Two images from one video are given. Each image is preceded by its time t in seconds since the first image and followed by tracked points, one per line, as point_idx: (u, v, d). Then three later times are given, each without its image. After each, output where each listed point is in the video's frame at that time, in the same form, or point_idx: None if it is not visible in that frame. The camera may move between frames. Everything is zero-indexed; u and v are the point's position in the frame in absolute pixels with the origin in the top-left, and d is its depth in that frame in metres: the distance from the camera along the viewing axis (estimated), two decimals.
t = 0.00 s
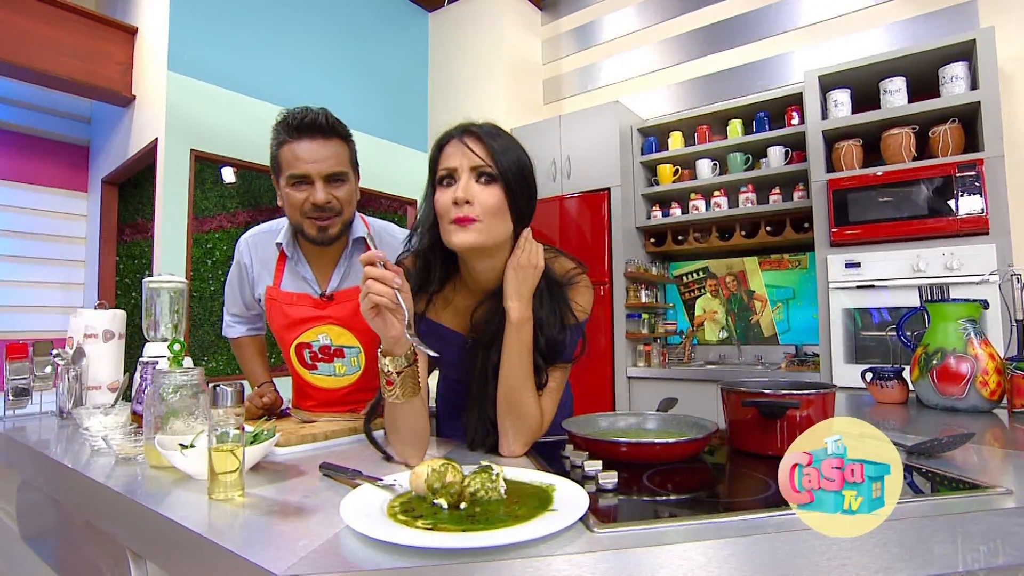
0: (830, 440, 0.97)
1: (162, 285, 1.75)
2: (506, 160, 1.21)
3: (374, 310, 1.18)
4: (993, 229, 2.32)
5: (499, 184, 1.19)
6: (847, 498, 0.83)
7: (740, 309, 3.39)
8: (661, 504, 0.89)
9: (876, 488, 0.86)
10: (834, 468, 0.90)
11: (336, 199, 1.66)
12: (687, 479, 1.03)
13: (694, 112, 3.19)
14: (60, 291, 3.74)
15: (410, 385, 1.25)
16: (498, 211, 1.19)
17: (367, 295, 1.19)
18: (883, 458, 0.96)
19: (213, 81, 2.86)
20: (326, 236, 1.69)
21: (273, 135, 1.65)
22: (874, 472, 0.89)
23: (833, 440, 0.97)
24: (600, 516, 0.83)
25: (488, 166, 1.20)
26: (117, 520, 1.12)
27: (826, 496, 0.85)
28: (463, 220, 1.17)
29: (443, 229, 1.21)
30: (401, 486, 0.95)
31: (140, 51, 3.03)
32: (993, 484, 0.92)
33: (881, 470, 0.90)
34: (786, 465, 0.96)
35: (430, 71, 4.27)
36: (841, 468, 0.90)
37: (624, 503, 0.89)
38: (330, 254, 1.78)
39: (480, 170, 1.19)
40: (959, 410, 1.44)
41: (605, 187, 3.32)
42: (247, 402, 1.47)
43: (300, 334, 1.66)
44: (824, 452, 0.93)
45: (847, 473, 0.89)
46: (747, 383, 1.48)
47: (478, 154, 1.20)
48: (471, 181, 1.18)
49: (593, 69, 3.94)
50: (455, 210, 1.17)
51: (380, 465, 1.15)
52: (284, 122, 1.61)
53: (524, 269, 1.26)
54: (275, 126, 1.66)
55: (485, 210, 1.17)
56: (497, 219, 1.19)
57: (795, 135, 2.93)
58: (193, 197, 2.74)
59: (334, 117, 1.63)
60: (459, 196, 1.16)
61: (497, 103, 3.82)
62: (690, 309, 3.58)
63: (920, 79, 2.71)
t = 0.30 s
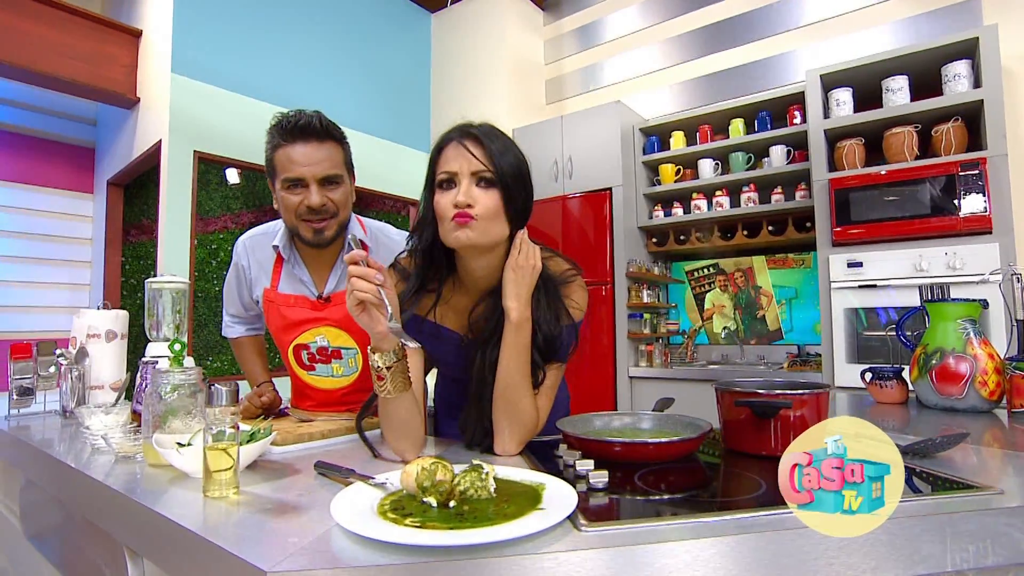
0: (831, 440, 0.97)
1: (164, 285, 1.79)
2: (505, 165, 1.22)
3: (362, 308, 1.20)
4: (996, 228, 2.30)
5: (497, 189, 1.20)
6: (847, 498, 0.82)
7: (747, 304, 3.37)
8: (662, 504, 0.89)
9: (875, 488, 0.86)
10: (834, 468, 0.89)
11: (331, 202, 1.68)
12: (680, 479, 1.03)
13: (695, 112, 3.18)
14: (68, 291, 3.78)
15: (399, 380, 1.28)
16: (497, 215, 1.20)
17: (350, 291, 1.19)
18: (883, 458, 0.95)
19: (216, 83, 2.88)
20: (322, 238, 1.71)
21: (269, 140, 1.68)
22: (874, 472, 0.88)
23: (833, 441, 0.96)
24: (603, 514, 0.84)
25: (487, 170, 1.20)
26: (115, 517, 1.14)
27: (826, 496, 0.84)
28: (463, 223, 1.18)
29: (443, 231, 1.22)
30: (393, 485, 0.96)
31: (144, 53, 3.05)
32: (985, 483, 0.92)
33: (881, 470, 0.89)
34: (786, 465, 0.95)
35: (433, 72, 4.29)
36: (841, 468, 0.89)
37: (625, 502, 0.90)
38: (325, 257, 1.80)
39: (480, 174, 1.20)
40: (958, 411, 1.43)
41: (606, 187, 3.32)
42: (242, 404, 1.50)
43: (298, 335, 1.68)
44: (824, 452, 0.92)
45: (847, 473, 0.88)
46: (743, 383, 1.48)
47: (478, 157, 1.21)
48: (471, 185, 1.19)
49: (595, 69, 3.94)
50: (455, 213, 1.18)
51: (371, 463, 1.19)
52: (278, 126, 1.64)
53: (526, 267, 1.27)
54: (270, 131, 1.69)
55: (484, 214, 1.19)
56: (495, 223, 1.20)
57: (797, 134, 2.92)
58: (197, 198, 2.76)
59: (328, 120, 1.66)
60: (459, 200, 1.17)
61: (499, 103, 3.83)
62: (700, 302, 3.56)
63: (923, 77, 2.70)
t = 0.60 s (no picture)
0: (831, 440, 0.96)
1: (168, 285, 1.81)
2: (501, 161, 1.22)
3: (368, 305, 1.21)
4: (1000, 227, 2.29)
5: (493, 184, 1.21)
6: (848, 498, 0.82)
7: (754, 301, 3.36)
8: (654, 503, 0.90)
9: (876, 488, 0.85)
10: (835, 468, 0.88)
11: (330, 204, 1.69)
12: (676, 479, 1.03)
13: (698, 112, 3.17)
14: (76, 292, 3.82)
15: (400, 381, 1.29)
16: (492, 210, 1.21)
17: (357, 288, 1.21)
18: (883, 458, 0.94)
19: (221, 85, 2.90)
20: (321, 240, 1.73)
21: (268, 143, 1.70)
22: (874, 473, 0.88)
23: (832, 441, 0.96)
24: (607, 513, 0.84)
25: (483, 166, 1.21)
26: (116, 513, 1.16)
27: (826, 496, 0.83)
28: (459, 219, 1.19)
29: (440, 227, 1.23)
30: (386, 484, 0.98)
31: (149, 56, 3.08)
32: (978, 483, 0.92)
33: (881, 470, 0.89)
34: (785, 465, 0.94)
35: (436, 72, 4.30)
36: (841, 468, 0.89)
37: (629, 501, 0.90)
38: (323, 258, 1.81)
39: (476, 170, 1.21)
40: (958, 412, 1.42)
41: (609, 187, 3.31)
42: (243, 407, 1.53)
43: (298, 336, 1.72)
44: (824, 452, 0.91)
45: (847, 473, 0.88)
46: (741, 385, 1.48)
47: (473, 154, 1.22)
48: (466, 180, 1.20)
49: (598, 69, 3.94)
50: (451, 208, 1.19)
51: (369, 462, 1.20)
52: (277, 129, 1.65)
53: (520, 270, 1.28)
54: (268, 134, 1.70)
55: (479, 209, 1.19)
56: (491, 220, 1.21)
57: (801, 133, 2.91)
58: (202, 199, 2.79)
59: (326, 123, 1.67)
60: (454, 194, 1.18)
61: (502, 104, 3.84)
62: (707, 301, 3.54)
63: (927, 75, 2.68)
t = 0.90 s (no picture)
0: (830, 440, 0.96)
1: (174, 286, 1.82)
2: (498, 170, 1.23)
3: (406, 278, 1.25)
4: (1009, 226, 2.26)
5: (491, 192, 1.22)
6: (848, 498, 0.82)
7: (761, 300, 3.34)
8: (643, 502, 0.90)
9: (875, 488, 0.85)
10: (834, 468, 0.88)
11: (330, 205, 1.71)
12: (674, 479, 1.03)
13: (703, 111, 3.16)
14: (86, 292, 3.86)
15: (412, 376, 1.26)
16: (489, 219, 1.22)
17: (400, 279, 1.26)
18: (884, 459, 0.94)
19: (227, 87, 2.93)
20: (322, 241, 1.74)
21: (268, 145, 1.71)
22: (874, 472, 0.87)
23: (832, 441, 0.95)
24: (609, 512, 0.85)
25: (480, 174, 1.22)
26: (121, 510, 1.18)
27: (826, 496, 0.83)
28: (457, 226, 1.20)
29: (437, 234, 1.24)
30: (383, 481, 1.00)
31: (157, 58, 3.12)
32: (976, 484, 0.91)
33: (881, 471, 0.89)
34: (785, 465, 0.94)
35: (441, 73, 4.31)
36: (841, 468, 0.88)
37: (632, 502, 0.90)
38: (324, 259, 1.82)
39: (472, 178, 1.22)
40: (962, 412, 1.41)
41: (614, 187, 3.31)
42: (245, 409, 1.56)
43: (299, 337, 1.75)
44: (824, 452, 0.91)
45: (847, 473, 0.88)
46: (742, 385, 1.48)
47: (470, 161, 1.22)
48: (464, 189, 1.21)
49: (603, 69, 3.93)
50: (449, 216, 1.20)
51: (369, 461, 1.20)
52: (277, 132, 1.67)
53: (518, 269, 1.27)
54: (268, 137, 1.71)
55: (478, 216, 1.21)
56: (489, 227, 1.22)
57: (806, 132, 2.89)
58: (209, 201, 2.81)
59: (326, 125, 1.68)
60: (452, 204, 1.19)
61: (507, 104, 3.84)
62: (714, 301, 3.52)
63: (934, 73, 2.66)
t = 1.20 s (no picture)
0: (830, 440, 0.93)
1: (179, 287, 1.84)
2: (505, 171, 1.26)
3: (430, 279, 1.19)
4: None
5: (498, 193, 1.25)
6: (848, 498, 0.79)
7: (773, 299, 3.29)
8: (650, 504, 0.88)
9: (876, 488, 0.82)
10: (834, 467, 0.85)
11: (334, 205, 1.70)
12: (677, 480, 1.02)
13: (712, 108, 3.12)
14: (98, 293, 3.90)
15: (418, 383, 1.24)
16: (496, 217, 1.25)
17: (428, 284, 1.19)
18: (884, 459, 0.92)
19: (233, 87, 2.94)
20: (326, 241, 1.74)
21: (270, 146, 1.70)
22: (874, 472, 0.85)
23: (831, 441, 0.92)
24: (618, 512, 0.83)
25: (489, 171, 1.25)
26: (124, 510, 1.19)
27: (826, 496, 0.81)
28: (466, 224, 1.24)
29: (445, 231, 1.27)
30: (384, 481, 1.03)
31: (165, 59, 3.13)
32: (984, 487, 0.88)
33: (881, 470, 0.86)
34: (785, 465, 0.91)
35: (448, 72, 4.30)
36: (841, 468, 0.85)
37: (639, 501, 0.89)
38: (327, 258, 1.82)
39: (482, 176, 1.24)
40: (977, 415, 1.37)
41: (622, 185, 3.28)
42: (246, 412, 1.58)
43: (303, 337, 1.75)
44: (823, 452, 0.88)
45: (847, 473, 0.85)
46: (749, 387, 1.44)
47: (479, 159, 1.24)
48: (474, 187, 1.23)
49: (611, 66, 3.90)
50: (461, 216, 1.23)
51: (370, 463, 1.19)
52: (279, 133, 1.66)
53: (517, 268, 1.26)
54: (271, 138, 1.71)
55: (488, 215, 1.24)
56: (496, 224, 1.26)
57: (817, 128, 2.84)
58: (216, 202, 2.83)
59: (328, 125, 1.68)
60: (466, 202, 1.22)
61: (514, 102, 3.82)
62: (725, 301, 3.47)
63: (950, 66, 2.60)
